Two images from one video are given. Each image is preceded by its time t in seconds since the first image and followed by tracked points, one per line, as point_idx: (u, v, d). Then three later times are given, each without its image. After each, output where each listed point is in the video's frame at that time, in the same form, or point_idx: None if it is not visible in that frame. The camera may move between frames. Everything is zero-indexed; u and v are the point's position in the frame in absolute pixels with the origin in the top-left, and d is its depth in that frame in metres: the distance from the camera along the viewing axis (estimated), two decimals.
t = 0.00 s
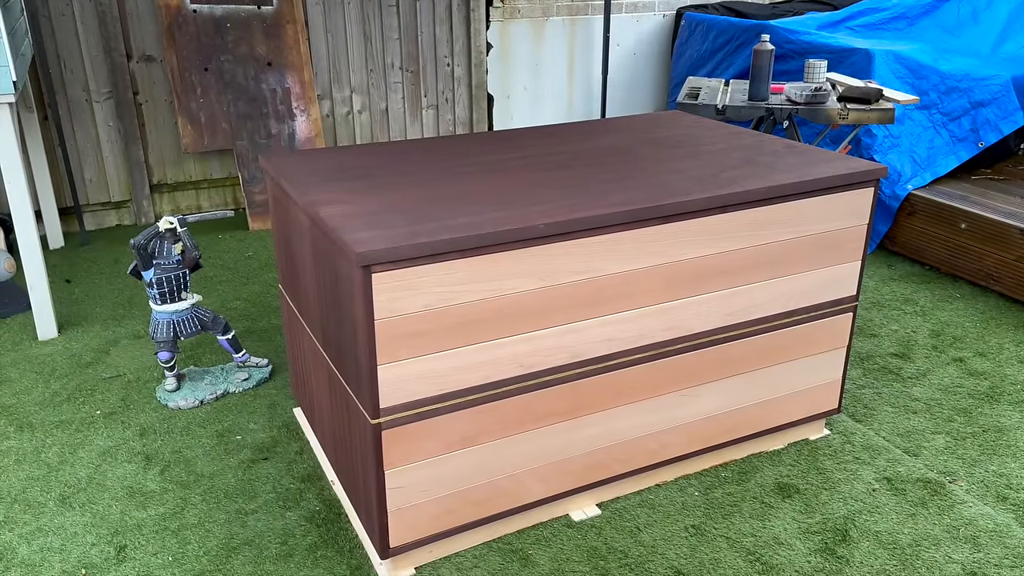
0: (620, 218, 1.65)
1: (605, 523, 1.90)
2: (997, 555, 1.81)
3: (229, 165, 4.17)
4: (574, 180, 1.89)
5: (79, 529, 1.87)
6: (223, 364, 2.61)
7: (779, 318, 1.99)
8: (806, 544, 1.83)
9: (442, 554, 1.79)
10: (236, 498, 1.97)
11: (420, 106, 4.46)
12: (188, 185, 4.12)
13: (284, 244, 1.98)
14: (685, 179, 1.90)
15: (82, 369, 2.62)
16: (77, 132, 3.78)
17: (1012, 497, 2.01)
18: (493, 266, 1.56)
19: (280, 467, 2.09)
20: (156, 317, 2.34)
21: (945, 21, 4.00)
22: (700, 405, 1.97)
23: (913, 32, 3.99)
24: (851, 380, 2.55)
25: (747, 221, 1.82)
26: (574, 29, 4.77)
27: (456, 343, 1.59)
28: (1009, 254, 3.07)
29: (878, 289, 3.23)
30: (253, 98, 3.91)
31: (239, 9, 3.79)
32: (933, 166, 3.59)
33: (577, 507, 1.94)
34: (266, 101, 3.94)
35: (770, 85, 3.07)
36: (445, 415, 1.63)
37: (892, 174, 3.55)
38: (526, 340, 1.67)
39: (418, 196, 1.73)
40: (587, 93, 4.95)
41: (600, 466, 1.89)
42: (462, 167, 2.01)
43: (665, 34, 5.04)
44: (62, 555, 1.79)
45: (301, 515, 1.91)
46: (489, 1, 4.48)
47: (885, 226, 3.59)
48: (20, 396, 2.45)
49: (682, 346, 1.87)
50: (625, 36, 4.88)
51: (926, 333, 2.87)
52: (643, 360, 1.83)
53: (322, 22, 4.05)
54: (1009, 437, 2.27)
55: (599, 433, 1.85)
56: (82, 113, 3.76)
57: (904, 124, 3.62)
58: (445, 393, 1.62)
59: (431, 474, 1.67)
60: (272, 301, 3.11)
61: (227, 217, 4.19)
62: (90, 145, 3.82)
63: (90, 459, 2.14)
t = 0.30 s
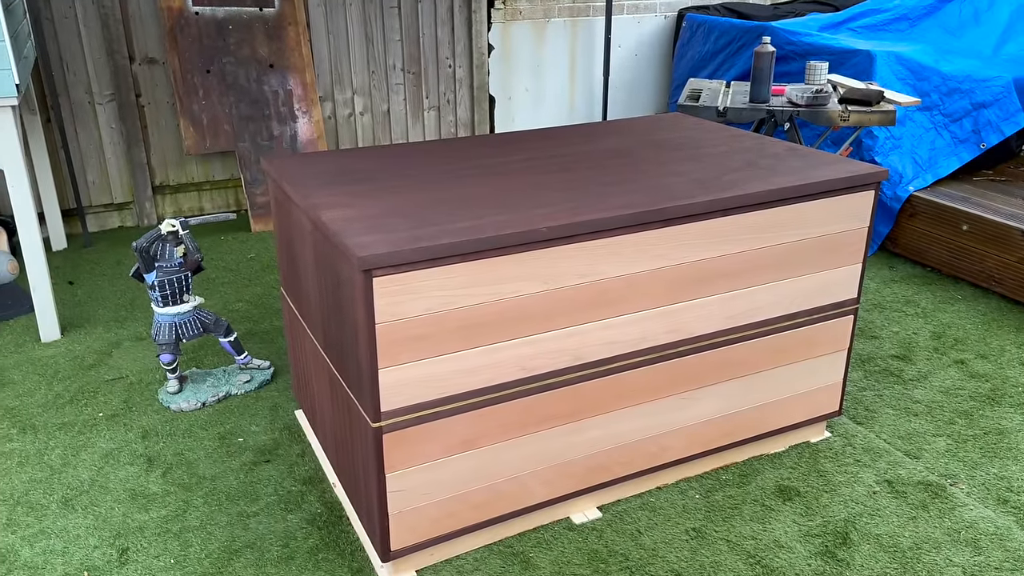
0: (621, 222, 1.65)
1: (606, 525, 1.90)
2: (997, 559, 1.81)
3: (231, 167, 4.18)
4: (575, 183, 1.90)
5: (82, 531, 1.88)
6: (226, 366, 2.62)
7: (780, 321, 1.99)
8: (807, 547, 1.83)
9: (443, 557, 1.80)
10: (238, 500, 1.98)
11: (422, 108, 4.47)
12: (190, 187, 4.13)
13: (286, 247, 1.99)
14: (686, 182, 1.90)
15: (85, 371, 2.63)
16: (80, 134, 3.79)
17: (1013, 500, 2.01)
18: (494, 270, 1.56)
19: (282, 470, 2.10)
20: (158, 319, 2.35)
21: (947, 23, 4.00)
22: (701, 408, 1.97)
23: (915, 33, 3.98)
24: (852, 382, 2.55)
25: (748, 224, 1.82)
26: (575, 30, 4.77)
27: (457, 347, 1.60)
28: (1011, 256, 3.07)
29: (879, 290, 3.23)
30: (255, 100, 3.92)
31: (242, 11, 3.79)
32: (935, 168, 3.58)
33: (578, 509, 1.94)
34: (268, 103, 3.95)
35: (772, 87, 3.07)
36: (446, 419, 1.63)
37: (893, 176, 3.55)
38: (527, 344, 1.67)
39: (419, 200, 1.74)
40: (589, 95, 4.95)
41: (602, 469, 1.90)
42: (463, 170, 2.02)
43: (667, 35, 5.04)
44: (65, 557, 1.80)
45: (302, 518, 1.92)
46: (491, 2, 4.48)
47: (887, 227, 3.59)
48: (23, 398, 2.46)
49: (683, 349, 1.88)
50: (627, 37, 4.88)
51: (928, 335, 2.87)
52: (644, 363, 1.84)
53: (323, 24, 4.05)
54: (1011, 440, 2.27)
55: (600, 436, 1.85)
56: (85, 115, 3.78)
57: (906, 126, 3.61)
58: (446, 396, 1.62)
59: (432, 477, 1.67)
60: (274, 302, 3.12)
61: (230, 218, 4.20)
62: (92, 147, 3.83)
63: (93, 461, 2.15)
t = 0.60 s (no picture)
0: (630, 220, 1.65)
1: (613, 524, 1.90)
2: (1006, 557, 1.81)
3: (236, 166, 4.18)
4: (582, 182, 1.90)
5: (90, 528, 1.88)
6: (232, 364, 2.62)
7: (787, 320, 1.98)
8: (815, 545, 1.83)
9: (450, 555, 1.80)
10: (245, 498, 1.98)
11: (426, 107, 4.46)
12: (194, 186, 4.13)
13: (293, 245, 1.99)
14: (694, 180, 1.90)
15: (91, 369, 2.63)
16: (86, 133, 3.79)
17: (1021, 499, 2.00)
18: (502, 268, 1.56)
19: (289, 468, 2.10)
20: (165, 317, 2.35)
21: (952, 22, 3.99)
22: (708, 407, 1.97)
23: (920, 33, 3.98)
24: (859, 381, 2.55)
25: (756, 222, 1.82)
26: (580, 30, 4.77)
27: (464, 345, 1.60)
28: (1017, 255, 3.06)
29: (885, 290, 3.23)
30: (260, 99, 3.92)
31: (247, 10, 3.80)
32: (941, 167, 3.58)
33: (585, 508, 1.94)
34: (273, 102, 3.95)
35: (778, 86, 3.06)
36: (453, 417, 1.63)
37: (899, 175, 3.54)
38: (535, 342, 1.67)
39: (426, 198, 1.74)
40: (593, 95, 4.95)
41: (609, 468, 1.90)
42: (470, 168, 2.02)
43: (671, 34, 5.04)
44: (73, 554, 1.80)
45: (310, 516, 1.92)
46: (495, 1, 4.48)
47: (893, 227, 3.58)
48: (30, 396, 2.46)
49: (690, 347, 1.88)
50: (631, 36, 4.88)
51: (934, 334, 2.86)
52: (652, 361, 1.84)
53: (328, 23, 4.05)
54: (1018, 439, 2.26)
55: (607, 435, 1.85)
56: (90, 114, 3.78)
57: (912, 125, 3.60)
58: (454, 394, 1.62)
59: (440, 475, 1.67)
60: (279, 302, 3.12)
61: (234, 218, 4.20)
62: (98, 146, 3.84)
63: (100, 459, 2.15)
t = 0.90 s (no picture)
0: (645, 219, 1.65)
1: (626, 523, 1.90)
2: (1019, 557, 1.81)
3: (241, 166, 4.18)
4: (596, 182, 1.90)
5: (103, 528, 1.88)
6: (241, 364, 2.62)
7: (800, 319, 1.99)
8: (828, 544, 1.83)
9: (465, 555, 1.80)
10: (257, 498, 1.98)
11: (431, 107, 4.47)
12: (199, 186, 4.12)
13: (305, 244, 1.99)
14: (707, 180, 1.90)
15: (99, 369, 2.63)
16: (91, 132, 3.79)
17: None
18: (519, 267, 1.56)
19: (301, 468, 2.10)
20: (175, 317, 2.35)
21: (956, 23, 4.00)
22: (721, 406, 1.97)
23: (924, 34, 3.99)
24: (868, 381, 2.55)
25: (769, 222, 1.82)
26: (584, 31, 4.77)
27: (481, 344, 1.60)
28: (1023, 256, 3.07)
29: (891, 290, 3.23)
30: (265, 99, 3.92)
31: (252, 10, 3.80)
32: (946, 168, 3.59)
33: (598, 507, 1.94)
34: (278, 102, 3.95)
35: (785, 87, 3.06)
36: (469, 416, 1.63)
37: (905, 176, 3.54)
38: (551, 341, 1.67)
39: (441, 198, 1.74)
40: (597, 96, 4.96)
41: (622, 467, 1.90)
42: (483, 168, 2.02)
43: (675, 36, 5.05)
44: (86, 554, 1.80)
45: (323, 515, 1.92)
46: (500, 2, 4.48)
47: (899, 228, 3.59)
48: (39, 396, 2.46)
49: (704, 347, 1.88)
50: (635, 37, 4.89)
51: (941, 335, 2.87)
52: (666, 361, 1.84)
53: (333, 23, 4.06)
54: None
55: (621, 435, 1.85)
56: (96, 114, 3.78)
57: (917, 126, 3.60)
58: (470, 393, 1.62)
59: (455, 474, 1.67)
60: (287, 302, 3.12)
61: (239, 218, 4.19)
62: (103, 146, 3.83)
63: (111, 459, 2.15)
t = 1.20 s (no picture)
0: (667, 221, 1.66)
1: (645, 525, 1.91)
2: None
3: (244, 167, 4.16)
4: (614, 184, 1.90)
5: (119, 530, 1.87)
6: (251, 365, 2.61)
7: (816, 322, 2.00)
8: (846, 545, 1.84)
9: (485, 556, 1.80)
10: (274, 499, 1.97)
11: (434, 109, 4.47)
12: (202, 187, 4.11)
13: (324, 245, 1.99)
14: (725, 182, 1.91)
15: (109, 370, 2.62)
16: (94, 133, 3.77)
17: None
18: (543, 268, 1.57)
19: (316, 469, 2.10)
20: (187, 318, 2.34)
21: (957, 29, 4.04)
22: (738, 408, 1.98)
23: (925, 39, 4.03)
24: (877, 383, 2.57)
25: (788, 224, 1.83)
26: (586, 34, 4.78)
27: (505, 345, 1.60)
28: None
29: (896, 293, 3.26)
30: (269, 100, 3.91)
31: (257, 11, 3.80)
32: (949, 172, 3.64)
33: (616, 509, 1.95)
34: (283, 103, 3.94)
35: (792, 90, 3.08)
36: (492, 417, 1.63)
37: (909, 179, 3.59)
38: (573, 342, 1.67)
39: (463, 199, 1.74)
40: (599, 99, 4.97)
41: (640, 469, 1.90)
42: (500, 169, 2.02)
43: (677, 39, 5.07)
44: (104, 556, 1.79)
45: (341, 516, 1.92)
46: (503, 5, 4.49)
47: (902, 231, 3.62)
48: (48, 397, 2.44)
49: (722, 348, 1.89)
50: (637, 41, 4.90)
51: (947, 337, 2.89)
52: (685, 363, 1.85)
53: (338, 25, 4.05)
54: None
55: (639, 436, 1.86)
56: (99, 114, 3.76)
57: (921, 130, 3.63)
58: (494, 395, 1.62)
59: (478, 475, 1.67)
60: (294, 303, 3.12)
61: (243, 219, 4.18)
62: (106, 147, 3.82)
63: (124, 461, 2.14)
